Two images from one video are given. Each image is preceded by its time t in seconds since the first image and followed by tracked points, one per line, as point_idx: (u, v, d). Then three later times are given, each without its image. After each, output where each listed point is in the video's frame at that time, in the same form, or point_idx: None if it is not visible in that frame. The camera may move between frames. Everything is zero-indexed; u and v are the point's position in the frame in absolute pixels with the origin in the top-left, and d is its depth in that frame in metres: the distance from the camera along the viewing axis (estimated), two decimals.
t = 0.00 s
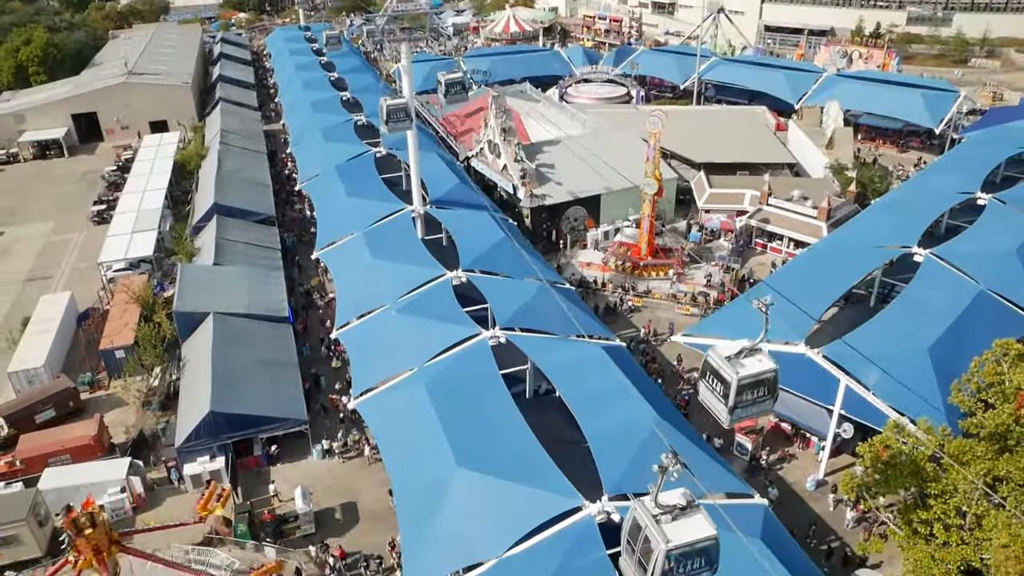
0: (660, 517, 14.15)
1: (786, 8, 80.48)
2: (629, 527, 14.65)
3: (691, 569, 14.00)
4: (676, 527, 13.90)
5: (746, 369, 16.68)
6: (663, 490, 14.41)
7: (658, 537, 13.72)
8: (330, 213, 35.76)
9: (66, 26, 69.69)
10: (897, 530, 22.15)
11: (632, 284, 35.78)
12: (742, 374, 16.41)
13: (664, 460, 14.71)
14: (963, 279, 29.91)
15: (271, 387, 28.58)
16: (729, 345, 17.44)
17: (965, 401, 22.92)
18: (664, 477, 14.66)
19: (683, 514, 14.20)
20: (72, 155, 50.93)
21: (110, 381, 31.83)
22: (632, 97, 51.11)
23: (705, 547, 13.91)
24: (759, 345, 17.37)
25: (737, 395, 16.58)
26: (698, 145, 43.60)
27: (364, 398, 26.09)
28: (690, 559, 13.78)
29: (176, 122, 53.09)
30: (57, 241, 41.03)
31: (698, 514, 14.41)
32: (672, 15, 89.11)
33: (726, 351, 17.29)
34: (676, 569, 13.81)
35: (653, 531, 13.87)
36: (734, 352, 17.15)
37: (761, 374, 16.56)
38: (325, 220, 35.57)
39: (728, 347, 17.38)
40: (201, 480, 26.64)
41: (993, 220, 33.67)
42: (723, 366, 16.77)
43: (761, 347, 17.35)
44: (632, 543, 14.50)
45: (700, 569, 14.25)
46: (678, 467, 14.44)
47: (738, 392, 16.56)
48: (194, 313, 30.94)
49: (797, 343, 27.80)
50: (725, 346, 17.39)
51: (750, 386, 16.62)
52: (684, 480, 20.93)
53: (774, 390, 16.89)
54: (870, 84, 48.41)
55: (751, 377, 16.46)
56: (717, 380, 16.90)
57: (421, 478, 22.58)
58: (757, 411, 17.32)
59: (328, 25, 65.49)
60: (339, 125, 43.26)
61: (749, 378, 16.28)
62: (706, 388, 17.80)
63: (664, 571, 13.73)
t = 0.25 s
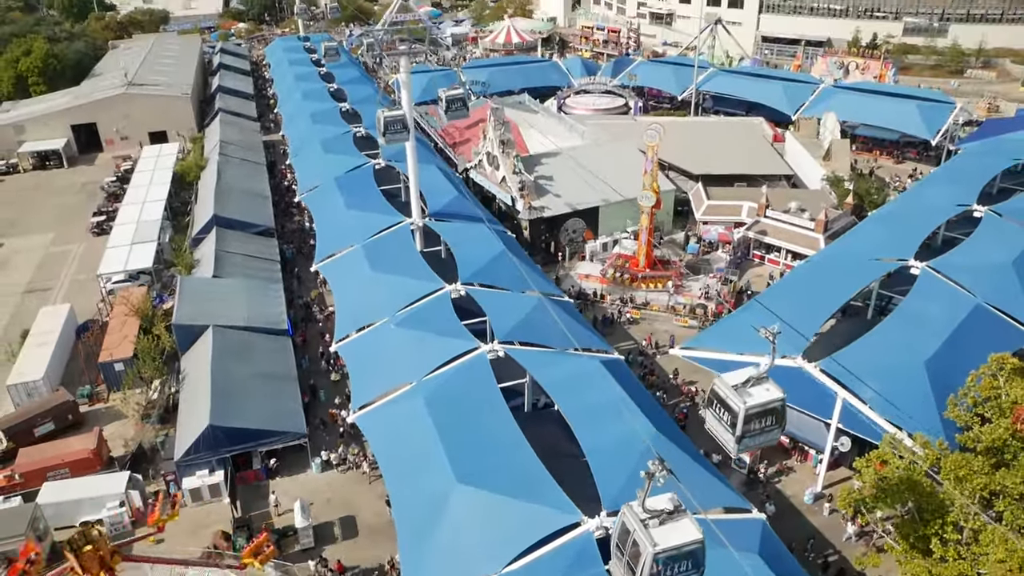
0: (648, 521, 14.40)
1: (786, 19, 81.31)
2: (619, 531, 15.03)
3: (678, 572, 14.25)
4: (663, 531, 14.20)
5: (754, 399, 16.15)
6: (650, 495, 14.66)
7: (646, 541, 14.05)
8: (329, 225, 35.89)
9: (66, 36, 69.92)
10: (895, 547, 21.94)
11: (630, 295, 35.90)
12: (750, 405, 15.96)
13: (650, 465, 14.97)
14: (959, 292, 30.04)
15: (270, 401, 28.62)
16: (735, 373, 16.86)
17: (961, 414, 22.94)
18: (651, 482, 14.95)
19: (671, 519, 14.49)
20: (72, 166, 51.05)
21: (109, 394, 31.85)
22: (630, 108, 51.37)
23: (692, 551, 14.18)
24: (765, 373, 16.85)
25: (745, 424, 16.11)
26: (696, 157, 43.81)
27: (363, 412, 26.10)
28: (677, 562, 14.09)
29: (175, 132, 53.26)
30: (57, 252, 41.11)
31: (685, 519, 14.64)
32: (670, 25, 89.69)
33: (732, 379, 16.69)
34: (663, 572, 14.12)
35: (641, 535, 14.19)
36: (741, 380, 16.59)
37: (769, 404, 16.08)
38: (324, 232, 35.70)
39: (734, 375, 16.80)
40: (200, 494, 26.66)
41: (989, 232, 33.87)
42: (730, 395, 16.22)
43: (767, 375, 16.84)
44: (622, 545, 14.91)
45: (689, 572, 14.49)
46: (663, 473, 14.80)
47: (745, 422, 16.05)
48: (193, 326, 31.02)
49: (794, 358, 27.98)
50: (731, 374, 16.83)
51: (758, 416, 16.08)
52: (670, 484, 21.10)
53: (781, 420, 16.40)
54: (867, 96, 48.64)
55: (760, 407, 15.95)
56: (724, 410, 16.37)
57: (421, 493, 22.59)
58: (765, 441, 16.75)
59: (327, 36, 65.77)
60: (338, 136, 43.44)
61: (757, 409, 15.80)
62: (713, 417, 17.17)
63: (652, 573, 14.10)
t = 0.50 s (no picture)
0: (637, 528, 14.62)
1: (783, 31, 82.83)
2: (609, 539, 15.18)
3: None
4: (651, 538, 14.36)
5: (762, 430, 16.44)
6: (639, 503, 14.93)
7: (635, 546, 14.25)
8: (329, 239, 36.00)
9: (66, 48, 70.26)
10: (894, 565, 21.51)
11: (628, 309, 36.02)
12: (758, 437, 16.18)
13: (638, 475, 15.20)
14: (956, 307, 30.16)
15: (269, 416, 28.66)
16: (745, 406, 17.12)
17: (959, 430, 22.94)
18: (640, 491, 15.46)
19: (659, 526, 14.65)
20: (72, 178, 51.20)
21: (109, 409, 31.89)
22: (628, 121, 51.63)
23: (680, 556, 14.31)
24: (774, 405, 17.09)
25: (755, 456, 16.35)
26: (694, 170, 44.01)
27: (363, 428, 26.11)
28: (666, 568, 14.20)
29: (175, 145, 53.47)
30: (57, 265, 41.20)
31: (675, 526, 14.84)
32: (668, 37, 90.30)
33: (741, 411, 17.00)
34: None
35: (630, 541, 14.38)
36: (749, 412, 16.88)
37: (777, 435, 16.39)
38: (324, 246, 35.82)
39: (743, 407, 17.08)
40: (199, 509, 26.65)
41: (985, 247, 34.10)
42: (737, 427, 16.55)
43: (776, 406, 17.07)
44: (612, 552, 15.07)
45: None
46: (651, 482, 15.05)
47: (754, 453, 16.30)
48: (193, 341, 31.07)
49: (793, 373, 27.92)
50: (740, 406, 17.10)
51: (766, 447, 16.34)
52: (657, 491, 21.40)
53: (790, 451, 16.59)
54: (864, 109, 48.95)
55: (767, 439, 16.23)
56: (732, 441, 16.69)
57: (420, 511, 22.59)
58: (772, 473, 17.03)
59: (327, 48, 66.11)
60: (337, 150, 43.62)
61: (766, 442, 16.04)
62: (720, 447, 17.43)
63: None
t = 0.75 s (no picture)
0: (627, 535, 14.70)
1: (781, 44, 83.86)
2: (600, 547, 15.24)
3: None
4: (641, 545, 14.46)
5: (771, 463, 16.15)
6: (628, 510, 15.02)
7: (624, 554, 14.31)
8: (329, 254, 36.14)
9: (67, 61, 70.65)
10: None
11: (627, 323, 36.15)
12: (767, 470, 15.87)
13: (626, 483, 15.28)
14: (953, 323, 30.27)
15: (269, 431, 28.69)
16: (753, 437, 16.82)
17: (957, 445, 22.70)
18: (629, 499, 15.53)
19: (648, 532, 14.75)
20: (72, 191, 51.35)
21: (109, 424, 31.93)
22: (627, 134, 51.91)
23: (670, 563, 14.37)
24: (784, 437, 16.82)
25: (763, 489, 16.00)
26: (693, 184, 44.26)
27: (362, 444, 26.13)
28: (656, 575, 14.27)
29: (176, 158, 53.66)
30: (57, 278, 41.30)
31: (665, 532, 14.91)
32: (666, 50, 90.94)
33: (749, 443, 16.68)
34: None
35: (619, 548, 14.47)
36: (758, 443, 16.59)
37: (787, 468, 16.07)
38: (324, 260, 35.96)
39: (752, 439, 16.78)
40: (199, 525, 26.63)
41: (982, 261, 34.32)
42: (747, 459, 16.24)
43: (785, 437, 16.80)
44: (603, 560, 15.14)
45: None
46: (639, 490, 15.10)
47: (763, 485, 15.95)
48: (193, 355, 31.09)
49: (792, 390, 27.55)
50: (748, 437, 16.82)
51: (776, 480, 16.04)
52: (647, 498, 21.52)
53: (801, 483, 16.29)
54: (862, 122, 49.24)
55: (777, 471, 15.95)
56: (740, 473, 16.39)
57: (420, 527, 22.58)
58: (783, 505, 16.63)
59: (327, 61, 66.47)
60: (337, 163, 43.80)
61: (774, 474, 15.76)
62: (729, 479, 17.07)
63: None
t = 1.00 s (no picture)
0: (618, 542, 16.29)
1: (780, 56, 84.40)
2: (592, 553, 16.76)
3: None
4: (631, 551, 16.07)
5: (780, 495, 17.71)
6: (619, 519, 16.67)
7: (616, 560, 15.87)
8: (329, 268, 36.29)
9: (69, 73, 71.01)
10: None
11: (627, 337, 36.26)
12: (776, 502, 17.42)
13: (618, 492, 16.66)
14: (951, 339, 30.31)
15: (269, 445, 28.69)
16: (762, 469, 18.49)
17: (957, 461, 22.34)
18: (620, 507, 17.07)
19: (638, 540, 16.33)
20: (73, 203, 51.50)
21: (109, 438, 31.98)
22: (626, 146, 52.16)
23: (658, 569, 15.95)
24: (791, 468, 18.48)
25: (774, 520, 17.54)
26: (692, 197, 44.47)
27: (362, 459, 26.14)
28: None
29: (176, 170, 53.85)
30: (57, 291, 41.39)
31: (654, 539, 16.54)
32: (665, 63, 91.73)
33: (758, 475, 18.32)
34: None
35: (612, 555, 16.00)
36: (767, 477, 18.23)
37: (795, 500, 17.55)
38: (324, 274, 36.10)
39: (761, 470, 18.49)
40: (199, 540, 26.60)
41: (980, 276, 34.47)
42: (756, 491, 17.83)
43: (793, 470, 18.41)
44: (595, 565, 16.66)
45: None
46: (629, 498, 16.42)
47: (772, 517, 17.51)
48: (193, 370, 31.12)
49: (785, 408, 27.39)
50: (757, 470, 18.49)
51: (787, 511, 17.58)
52: (637, 508, 21.68)
53: (808, 515, 17.82)
54: (861, 135, 49.48)
55: (785, 503, 17.46)
56: (750, 505, 17.92)
57: (419, 543, 22.53)
58: (792, 536, 18.12)
59: (328, 72, 66.79)
60: (338, 176, 43.99)
61: (782, 506, 17.27)
62: (738, 511, 18.77)
63: None
